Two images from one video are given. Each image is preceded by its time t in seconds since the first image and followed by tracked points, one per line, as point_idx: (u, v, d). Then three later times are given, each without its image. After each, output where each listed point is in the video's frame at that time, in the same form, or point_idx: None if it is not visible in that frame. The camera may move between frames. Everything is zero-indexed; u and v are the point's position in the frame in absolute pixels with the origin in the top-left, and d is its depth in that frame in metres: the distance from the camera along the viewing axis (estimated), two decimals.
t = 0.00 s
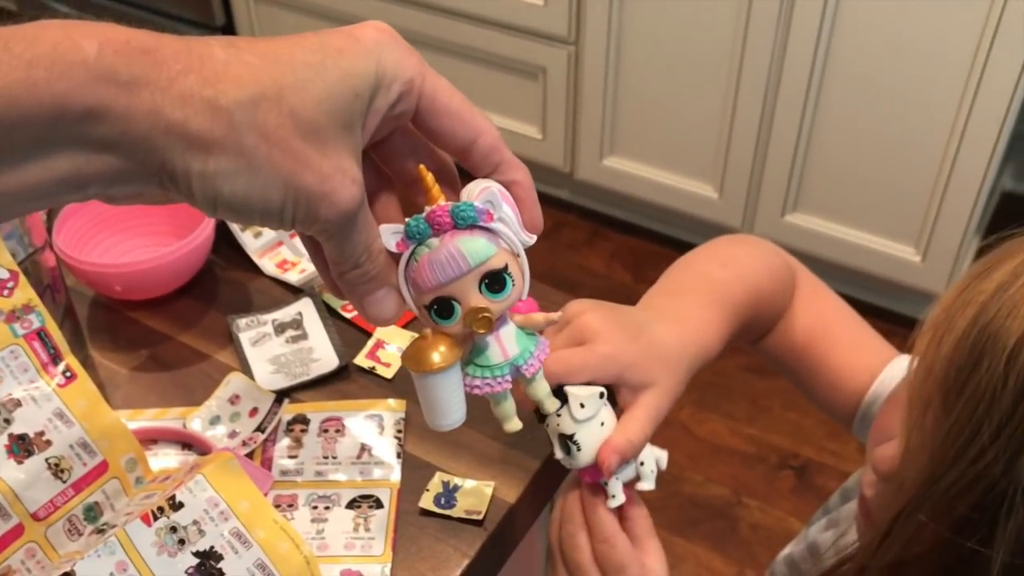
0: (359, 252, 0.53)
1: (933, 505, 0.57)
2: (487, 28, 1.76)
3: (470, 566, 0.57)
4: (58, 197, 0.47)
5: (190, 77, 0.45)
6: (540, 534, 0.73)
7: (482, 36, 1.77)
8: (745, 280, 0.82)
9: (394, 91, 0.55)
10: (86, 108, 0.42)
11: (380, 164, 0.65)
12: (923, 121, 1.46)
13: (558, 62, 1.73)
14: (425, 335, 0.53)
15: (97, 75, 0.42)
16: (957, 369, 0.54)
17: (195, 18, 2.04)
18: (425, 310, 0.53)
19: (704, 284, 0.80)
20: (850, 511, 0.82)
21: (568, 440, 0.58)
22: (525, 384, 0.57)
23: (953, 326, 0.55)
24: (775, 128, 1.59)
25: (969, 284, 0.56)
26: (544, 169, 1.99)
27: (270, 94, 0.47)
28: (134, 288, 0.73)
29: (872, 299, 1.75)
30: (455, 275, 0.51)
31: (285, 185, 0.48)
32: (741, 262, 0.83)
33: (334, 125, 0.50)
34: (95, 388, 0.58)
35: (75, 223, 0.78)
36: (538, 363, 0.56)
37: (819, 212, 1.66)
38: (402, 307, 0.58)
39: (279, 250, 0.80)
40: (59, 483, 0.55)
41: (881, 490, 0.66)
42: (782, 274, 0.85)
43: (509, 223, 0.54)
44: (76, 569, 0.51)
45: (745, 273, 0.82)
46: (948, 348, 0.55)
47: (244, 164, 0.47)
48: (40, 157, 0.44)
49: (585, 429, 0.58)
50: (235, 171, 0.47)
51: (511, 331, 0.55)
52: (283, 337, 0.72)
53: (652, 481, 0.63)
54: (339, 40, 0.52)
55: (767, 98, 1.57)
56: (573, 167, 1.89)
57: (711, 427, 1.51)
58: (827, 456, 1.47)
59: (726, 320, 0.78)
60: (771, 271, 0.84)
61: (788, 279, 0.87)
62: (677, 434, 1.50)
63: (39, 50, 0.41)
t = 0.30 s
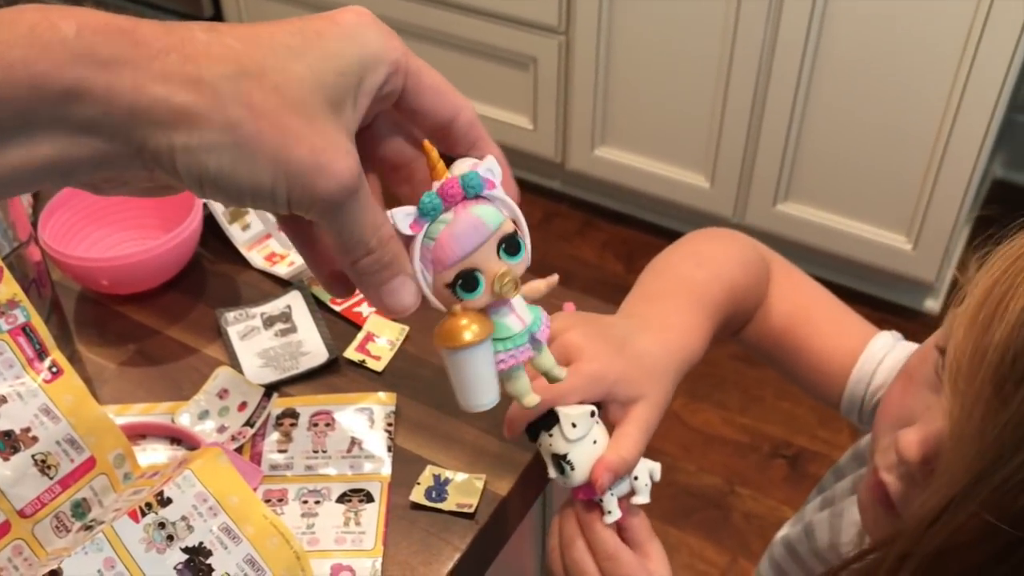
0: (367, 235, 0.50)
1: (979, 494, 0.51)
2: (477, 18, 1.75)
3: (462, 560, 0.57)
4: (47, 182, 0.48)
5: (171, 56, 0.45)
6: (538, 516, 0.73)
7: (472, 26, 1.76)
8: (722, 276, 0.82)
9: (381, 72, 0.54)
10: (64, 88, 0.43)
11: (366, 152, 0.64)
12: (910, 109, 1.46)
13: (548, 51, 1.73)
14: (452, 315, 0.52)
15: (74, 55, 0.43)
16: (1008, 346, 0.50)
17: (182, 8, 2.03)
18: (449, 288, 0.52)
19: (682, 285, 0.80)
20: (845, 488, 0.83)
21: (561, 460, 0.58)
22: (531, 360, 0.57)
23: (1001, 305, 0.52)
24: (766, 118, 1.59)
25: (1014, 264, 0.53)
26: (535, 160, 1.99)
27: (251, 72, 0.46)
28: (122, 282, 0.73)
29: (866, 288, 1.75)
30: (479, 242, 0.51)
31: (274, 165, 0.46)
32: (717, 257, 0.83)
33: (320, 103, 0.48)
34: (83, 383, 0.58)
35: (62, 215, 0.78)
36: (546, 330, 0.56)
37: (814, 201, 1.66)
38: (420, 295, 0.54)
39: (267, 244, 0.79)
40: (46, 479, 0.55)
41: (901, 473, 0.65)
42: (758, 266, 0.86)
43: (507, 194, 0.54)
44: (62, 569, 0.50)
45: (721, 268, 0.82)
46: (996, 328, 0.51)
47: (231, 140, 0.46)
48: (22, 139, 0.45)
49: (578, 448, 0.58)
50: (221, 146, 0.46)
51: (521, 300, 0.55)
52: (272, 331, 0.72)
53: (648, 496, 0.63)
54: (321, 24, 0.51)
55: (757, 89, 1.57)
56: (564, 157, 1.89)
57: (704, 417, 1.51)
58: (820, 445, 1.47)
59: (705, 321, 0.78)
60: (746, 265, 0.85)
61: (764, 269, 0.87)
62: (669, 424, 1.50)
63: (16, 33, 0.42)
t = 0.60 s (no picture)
0: (352, 211, 0.50)
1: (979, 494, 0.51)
2: (468, 13, 1.75)
3: (448, 560, 0.57)
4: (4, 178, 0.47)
5: (124, 45, 0.45)
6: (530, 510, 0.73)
7: (464, 21, 1.76)
8: (707, 281, 0.81)
9: (333, 65, 0.56)
10: (14, 78, 0.42)
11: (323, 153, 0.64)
12: (899, 101, 1.46)
13: (540, 46, 1.72)
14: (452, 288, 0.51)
15: (21, 41, 0.42)
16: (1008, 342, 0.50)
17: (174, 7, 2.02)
18: (443, 262, 0.51)
19: (668, 291, 0.80)
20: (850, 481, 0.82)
21: (548, 472, 0.57)
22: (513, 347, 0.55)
23: (1001, 301, 0.52)
24: (759, 112, 1.59)
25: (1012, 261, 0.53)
26: (528, 156, 1.98)
27: (203, 55, 0.47)
28: (107, 283, 0.72)
29: (859, 282, 1.75)
30: (466, 211, 0.51)
31: (243, 140, 0.46)
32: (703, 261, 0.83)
33: (279, 86, 0.50)
34: (68, 386, 0.58)
35: (47, 217, 0.78)
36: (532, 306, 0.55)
37: (807, 194, 1.65)
38: (418, 274, 0.52)
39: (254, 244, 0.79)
40: (31, 483, 0.55)
41: (901, 474, 0.65)
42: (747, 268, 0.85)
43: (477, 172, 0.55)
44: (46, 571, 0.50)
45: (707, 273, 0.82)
46: (997, 324, 0.52)
47: (192, 114, 0.46)
48: None
49: (564, 459, 0.57)
50: (181, 122, 0.45)
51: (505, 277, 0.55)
52: (258, 331, 0.72)
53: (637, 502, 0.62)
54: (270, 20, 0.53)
55: (750, 84, 1.57)
56: (557, 152, 1.88)
57: (698, 412, 1.51)
58: (813, 439, 1.48)
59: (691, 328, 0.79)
60: (735, 268, 0.84)
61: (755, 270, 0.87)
62: (663, 419, 1.50)
63: None
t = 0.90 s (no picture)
0: (338, 224, 0.51)
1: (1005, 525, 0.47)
2: (462, 9, 1.75)
3: (438, 557, 0.57)
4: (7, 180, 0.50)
5: (123, 49, 0.47)
6: (519, 498, 0.73)
7: (458, 18, 1.76)
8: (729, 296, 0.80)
9: (337, 64, 0.57)
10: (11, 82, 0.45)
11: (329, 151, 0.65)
12: (893, 96, 1.46)
13: (534, 42, 1.72)
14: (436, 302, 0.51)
15: (18, 45, 0.45)
16: None
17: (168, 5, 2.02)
18: (428, 275, 0.51)
19: (689, 305, 0.78)
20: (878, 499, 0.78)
21: (571, 481, 0.55)
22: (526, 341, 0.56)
23: None
24: (754, 107, 1.59)
25: None
26: (524, 151, 1.98)
27: (203, 59, 0.48)
28: (95, 282, 0.72)
29: (855, 276, 1.75)
30: (455, 223, 0.51)
31: (239, 152, 0.48)
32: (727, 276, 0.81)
33: (278, 93, 0.51)
34: (56, 386, 0.58)
35: (34, 217, 0.78)
36: (538, 311, 0.55)
37: (802, 189, 1.65)
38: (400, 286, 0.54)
39: (244, 241, 0.79)
40: (19, 483, 0.55)
41: (929, 500, 0.61)
42: (771, 284, 0.83)
43: (480, 177, 0.54)
44: (33, 571, 0.50)
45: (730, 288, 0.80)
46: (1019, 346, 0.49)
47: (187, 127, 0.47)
48: None
49: (589, 470, 0.56)
50: (177, 134, 0.47)
51: (508, 282, 0.54)
52: (248, 329, 0.71)
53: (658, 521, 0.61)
54: (272, 20, 0.54)
55: (744, 79, 1.57)
56: (552, 148, 1.88)
57: (694, 407, 1.51)
58: (810, 432, 1.48)
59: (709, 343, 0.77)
60: (760, 285, 0.82)
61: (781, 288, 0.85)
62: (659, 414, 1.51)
63: None
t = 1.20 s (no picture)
0: (336, 243, 0.55)
1: None
2: (454, 7, 1.75)
3: (419, 553, 0.57)
4: (17, 205, 0.49)
5: (141, 77, 0.47)
6: (505, 493, 0.73)
7: (450, 15, 1.76)
8: (768, 339, 0.76)
9: (352, 77, 0.58)
10: (29, 110, 0.44)
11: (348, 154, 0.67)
12: (886, 92, 1.46)
13: (526, 38, 1.72)
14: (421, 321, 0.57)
15: (40, 76, 0.44)
16: None
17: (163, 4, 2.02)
18: (414, 296, 0.56)
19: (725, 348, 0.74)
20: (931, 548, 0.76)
21: (601, 513, 0.55)
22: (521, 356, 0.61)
23: None
24: (746, 102, 1.59)
25: None
26: (517, 148, 1.98)
27: (225, 89, 0.49)
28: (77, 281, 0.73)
29: (847, 270, 1.75)
30: (443, 255, 0.54)
31: (249, 181, 0.50)
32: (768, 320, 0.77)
33: (294, 117, 0.52)
34: (35, 385, 0.58)
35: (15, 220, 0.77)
36: (530, 331, 0.60)
37: (795, 184, 1.65)
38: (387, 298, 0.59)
39: (227, 239, 0.79)
40: None
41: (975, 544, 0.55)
42: (812, 325, 0.79)
43: (483, 197, 0.56)
44: (10, 570, 0.49)
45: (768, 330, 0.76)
46: None
47: (205, 161, 0.49)
48: None
49: (618, 501, 0.55)
50: (196, 168, 0.49)
51: (500, 304, 0.59)
52: (230, 327, 0.71)
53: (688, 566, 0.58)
54: (292, 31, 0.55)
55: (736, 73, 1.57)
56: (545, 145, 1.88)
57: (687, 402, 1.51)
58: (802, 427, 1.48)
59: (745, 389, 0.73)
60: (804, 330, 0.78)
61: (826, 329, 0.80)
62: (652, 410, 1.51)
63: None
